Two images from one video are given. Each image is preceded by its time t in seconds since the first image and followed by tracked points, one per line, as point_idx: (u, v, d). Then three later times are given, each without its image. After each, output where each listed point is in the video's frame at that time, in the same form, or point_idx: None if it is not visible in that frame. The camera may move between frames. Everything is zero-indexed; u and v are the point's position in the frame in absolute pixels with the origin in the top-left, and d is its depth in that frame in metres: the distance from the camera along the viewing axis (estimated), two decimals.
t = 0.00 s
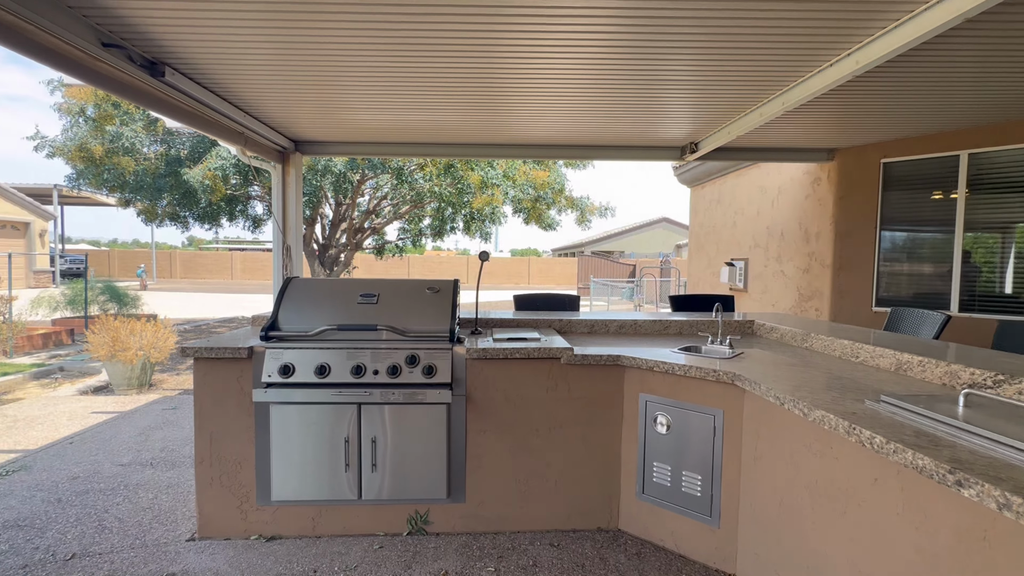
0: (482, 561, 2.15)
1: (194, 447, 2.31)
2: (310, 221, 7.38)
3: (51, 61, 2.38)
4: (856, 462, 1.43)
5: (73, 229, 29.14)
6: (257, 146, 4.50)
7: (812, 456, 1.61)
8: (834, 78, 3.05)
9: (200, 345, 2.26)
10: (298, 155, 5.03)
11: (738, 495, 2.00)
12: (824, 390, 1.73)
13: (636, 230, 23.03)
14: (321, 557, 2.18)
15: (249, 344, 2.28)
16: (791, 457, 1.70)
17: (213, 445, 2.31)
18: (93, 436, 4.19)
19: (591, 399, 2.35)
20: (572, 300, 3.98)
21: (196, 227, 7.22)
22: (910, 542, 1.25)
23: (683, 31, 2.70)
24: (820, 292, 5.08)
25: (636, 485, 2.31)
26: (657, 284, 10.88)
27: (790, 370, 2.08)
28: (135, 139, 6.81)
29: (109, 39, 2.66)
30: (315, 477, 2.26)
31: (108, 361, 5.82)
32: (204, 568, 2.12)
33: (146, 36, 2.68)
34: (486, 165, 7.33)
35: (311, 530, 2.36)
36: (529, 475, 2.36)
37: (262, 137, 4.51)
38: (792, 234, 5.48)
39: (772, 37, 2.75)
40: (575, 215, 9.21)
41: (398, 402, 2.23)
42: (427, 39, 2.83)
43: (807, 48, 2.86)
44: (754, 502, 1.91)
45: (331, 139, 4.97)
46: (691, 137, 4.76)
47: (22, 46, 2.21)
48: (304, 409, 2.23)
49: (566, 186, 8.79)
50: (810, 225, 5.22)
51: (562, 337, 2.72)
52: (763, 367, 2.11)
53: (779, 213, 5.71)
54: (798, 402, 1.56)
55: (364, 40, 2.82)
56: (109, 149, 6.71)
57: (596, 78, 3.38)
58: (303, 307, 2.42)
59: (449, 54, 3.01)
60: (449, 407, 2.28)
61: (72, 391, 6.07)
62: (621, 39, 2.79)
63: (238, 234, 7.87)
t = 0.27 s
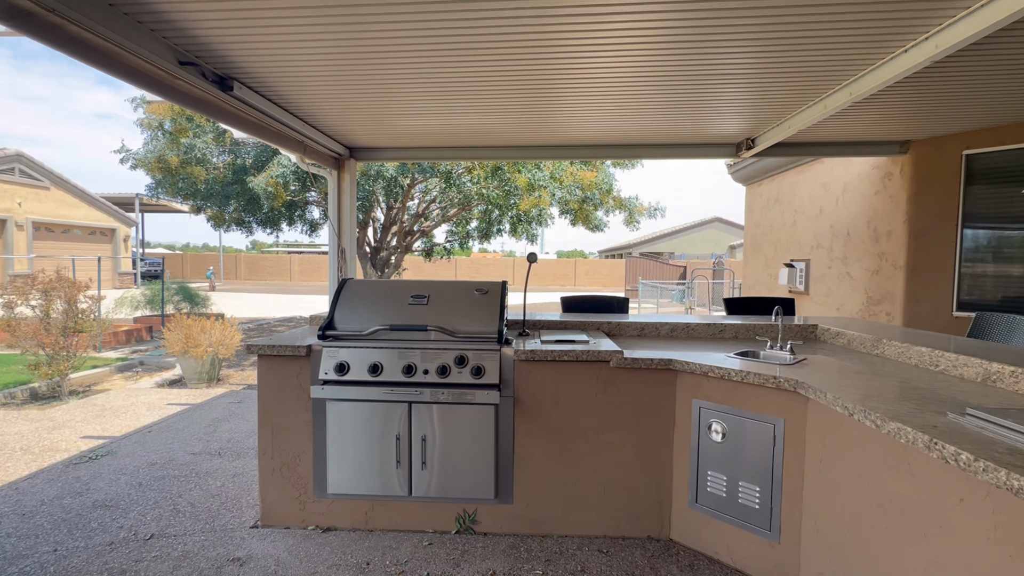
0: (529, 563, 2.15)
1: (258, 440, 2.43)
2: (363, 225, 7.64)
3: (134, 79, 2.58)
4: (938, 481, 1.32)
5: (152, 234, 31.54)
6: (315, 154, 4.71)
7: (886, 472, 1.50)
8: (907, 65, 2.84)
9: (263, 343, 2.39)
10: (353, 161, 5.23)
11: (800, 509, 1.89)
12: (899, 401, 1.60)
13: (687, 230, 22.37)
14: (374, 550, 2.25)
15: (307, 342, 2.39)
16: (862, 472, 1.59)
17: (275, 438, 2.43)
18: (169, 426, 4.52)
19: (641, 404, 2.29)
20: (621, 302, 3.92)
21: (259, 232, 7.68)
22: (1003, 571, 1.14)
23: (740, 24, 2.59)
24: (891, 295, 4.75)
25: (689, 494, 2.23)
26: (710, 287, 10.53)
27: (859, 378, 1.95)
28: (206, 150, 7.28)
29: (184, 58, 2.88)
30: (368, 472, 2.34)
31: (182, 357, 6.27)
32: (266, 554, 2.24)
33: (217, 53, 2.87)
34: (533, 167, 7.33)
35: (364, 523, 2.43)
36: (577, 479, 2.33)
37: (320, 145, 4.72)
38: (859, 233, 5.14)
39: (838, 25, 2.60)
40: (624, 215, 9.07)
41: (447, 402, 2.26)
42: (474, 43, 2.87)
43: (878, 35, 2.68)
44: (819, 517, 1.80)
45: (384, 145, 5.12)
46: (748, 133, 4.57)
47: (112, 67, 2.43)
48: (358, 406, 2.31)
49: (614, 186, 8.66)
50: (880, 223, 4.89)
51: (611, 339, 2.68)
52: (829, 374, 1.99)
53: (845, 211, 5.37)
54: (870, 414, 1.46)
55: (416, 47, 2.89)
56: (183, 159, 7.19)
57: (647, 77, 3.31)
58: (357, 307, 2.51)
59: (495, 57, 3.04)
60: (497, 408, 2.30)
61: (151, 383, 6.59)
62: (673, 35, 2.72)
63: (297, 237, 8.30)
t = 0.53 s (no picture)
0: (592, 570, 2.12)
1: (330, 434, 2.56)
2: (423, 228, 7.88)
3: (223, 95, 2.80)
4: None
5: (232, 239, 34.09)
6: (381, 160, 4.90)
7: (998, 498, 1.35)
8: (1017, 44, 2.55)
9: (335, 341, 2.51)
10: (416, 167, 5.39)
11: (892, 533, 1.72)
12: (1014, 419, 1.44)
13: (753, 230, 21.31)
14: (438, 546, 2.30)
15: (376, 342, 2.49)
16: (968, 496, 1.44)
17: (346, 432, 2.55)
18: (248, 418, 4.85)
19: (711, 412, 2.20)
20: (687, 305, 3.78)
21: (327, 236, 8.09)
22: None
23: (819, 13, 2.45)
24: (996, 299, 4.28)
25: (763, 508, 2.11)
26: (780, 289, 9.96)
27: (962, 391, 1.77)
28: (282, 160, 7.76)
29: (267, 75, 3.09)
30: (432, 470, 2.39)
31: (260, 353, 6.73)
32: (338, 544, 2.34)
33: (295, 68, 3.05)
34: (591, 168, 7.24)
35: (428, 520, 2.49)
36: (642, 487, 2.28)
37: (386, 152, 4.90)
38: (956, 231, 4.68)
39: (933, 7, 2.39)
40: (686, 215, 8.79)
41: (510, 403, 2.27)
42: (537, 47, 2.87)
43: (983, 12, 2.42)
44: (914, 543, 1.64)
45: (446, 150, 5.24)
46: (825, 126, 4.28)
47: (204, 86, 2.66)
48: (423, 405, 2.37)
49: (676, 185, 8.40)
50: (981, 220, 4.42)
51: (677, 344, 2.60)
52: (925, 387, 1.82)
53: (938, 208, 4.91)
54: (979, 431, 1.32)
55: (480, 54, 2.94)
56: (262, 169, 7.73)
57: (714, 73, 3.19)
58: (422, 308, 2.58)
59: (557, 59, 3.03)
60: (560, 411, 2.28)
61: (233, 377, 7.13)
62: (744, 29, 2.61)
63: (361, 241, 8.74)
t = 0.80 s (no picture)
0: None
1: (406, 432, 2.64)
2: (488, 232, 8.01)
3: (308, 106, 2.97)
4: None
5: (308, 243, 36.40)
6: (451, 165, 5.02)
7: None
8: None
9: (411, 342, 2.60)
10: (483, 170, 5.45)
11: None
12: None
13: (835, 229, 19.88)
14: (510, 549, 2.30)
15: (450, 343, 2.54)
16: None
17: (421, 430, 2.63)
18: (326, 413, 5.12)
19: (803, 425, 2.05)
20: (769, 309, 3.57)
21: (395, 239, 8.58)
22: None
23: None
24: None
25: (866, 533, 1.91)
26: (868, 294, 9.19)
27: None
28: (355, 168, 8.12)
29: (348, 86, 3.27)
30: (505, 472, 2.40)
31: (335, 352, 7.10)
32: (413, 539, 2.41)
33: (372, 79, 3.19)
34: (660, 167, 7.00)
35: (500, 522, 2.50)
36: (724, 501, 2.16)
37: (455, 156, 5.01)
38: None
39: None
40: (761, 215, 8.37)
41: (584, 408, 2.23)
42: (606, 45, 2.81)
43: None
44: None
45: (513, 153, 5.28)
46: (930, 114, 3.89)
47: (293, 100, 2.84)
48: (496, 407, 2.38)
49: (751, 183, 7.97)
50: None
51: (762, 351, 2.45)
52: None
53: None
54: None
55: (550, 55, 2.93)
56: (338, 177, 8.15)
57: (799, 64, 3.00)
58: (495, 311, 2.59)
59: (627, 56, 2.95)
60: (635, 418, 2.21)
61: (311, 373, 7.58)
62: (836, 15, 2.43)
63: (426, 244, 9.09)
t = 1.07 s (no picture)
0: None
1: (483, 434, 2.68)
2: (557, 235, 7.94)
3: (390, 114, 3.09)
4: None
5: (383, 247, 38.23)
6: (525, 168, 5.04)
7: None
8: None
9: (489, 345, 2.63)
10: (556, 173, 5.41)
11: None
12: None
13: (940, 228, 18.01)
14: (589, 559, 2.25)
15: (528, 347, 2.54)
16: None
17: (498, 432, 2.65)
18: (403, 411, 5.31)
19: (925, 447, 1.83)
20: (875, 316, 3.24)
21: (465, 242, 8.81)
22: None
23: None
24: None
25: None
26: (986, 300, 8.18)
27: None
28: (429, 174, 8.33)
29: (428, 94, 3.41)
30: (584, 481, 2.35)
31: (410, 352, 7.35)
32: (491, 541, 2.42)
33: (450, 84, 3.27)
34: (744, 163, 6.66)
35: (578, 530, 2.46)
36: (827, 527, 1.98)
37: (529, 159, 5.01)
38: None
39: None
40: (858, 212, 7.72)
41: (670, 418, 2.13)
42: (688, 40, 2.69)
43: None
44: None
45: (586, 154, 5.21)
46: None
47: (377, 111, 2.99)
48: (576, 413, 2.35)
49: (845, 179, 7.36)
50: None
51: (872, 364, 2.22)
52: None
53: None
54: None
55: (626, 53, 2.85)
56: (413, 183, 8.43)
57: (906, 47, 2.72)
58: (574, 314, 2.56)
59: (710, 51, 2.81)
60: (726, 431, 2.08)
61: (387, 371, 7.90)
62: None
63: (494, 246, 9.26)
